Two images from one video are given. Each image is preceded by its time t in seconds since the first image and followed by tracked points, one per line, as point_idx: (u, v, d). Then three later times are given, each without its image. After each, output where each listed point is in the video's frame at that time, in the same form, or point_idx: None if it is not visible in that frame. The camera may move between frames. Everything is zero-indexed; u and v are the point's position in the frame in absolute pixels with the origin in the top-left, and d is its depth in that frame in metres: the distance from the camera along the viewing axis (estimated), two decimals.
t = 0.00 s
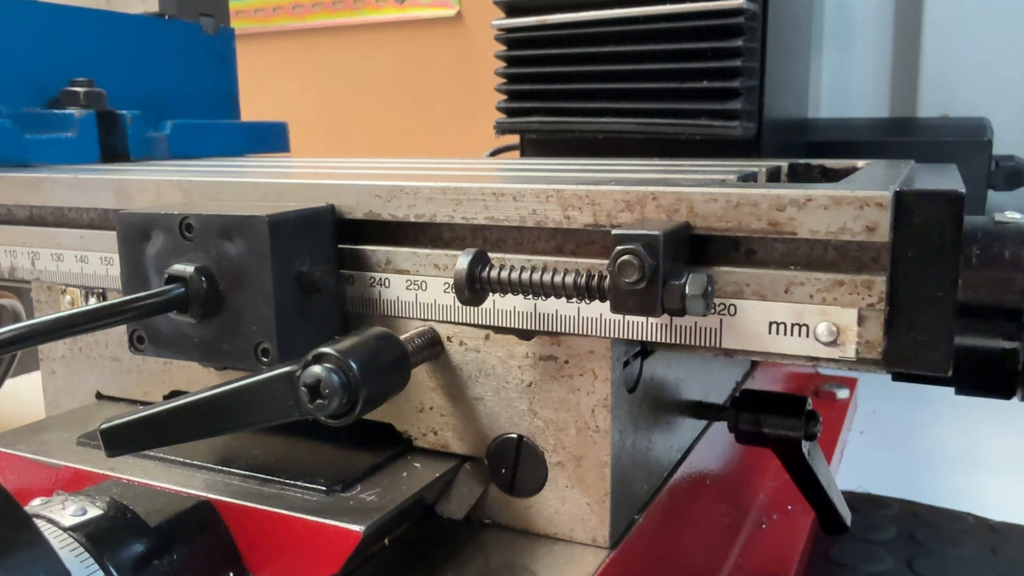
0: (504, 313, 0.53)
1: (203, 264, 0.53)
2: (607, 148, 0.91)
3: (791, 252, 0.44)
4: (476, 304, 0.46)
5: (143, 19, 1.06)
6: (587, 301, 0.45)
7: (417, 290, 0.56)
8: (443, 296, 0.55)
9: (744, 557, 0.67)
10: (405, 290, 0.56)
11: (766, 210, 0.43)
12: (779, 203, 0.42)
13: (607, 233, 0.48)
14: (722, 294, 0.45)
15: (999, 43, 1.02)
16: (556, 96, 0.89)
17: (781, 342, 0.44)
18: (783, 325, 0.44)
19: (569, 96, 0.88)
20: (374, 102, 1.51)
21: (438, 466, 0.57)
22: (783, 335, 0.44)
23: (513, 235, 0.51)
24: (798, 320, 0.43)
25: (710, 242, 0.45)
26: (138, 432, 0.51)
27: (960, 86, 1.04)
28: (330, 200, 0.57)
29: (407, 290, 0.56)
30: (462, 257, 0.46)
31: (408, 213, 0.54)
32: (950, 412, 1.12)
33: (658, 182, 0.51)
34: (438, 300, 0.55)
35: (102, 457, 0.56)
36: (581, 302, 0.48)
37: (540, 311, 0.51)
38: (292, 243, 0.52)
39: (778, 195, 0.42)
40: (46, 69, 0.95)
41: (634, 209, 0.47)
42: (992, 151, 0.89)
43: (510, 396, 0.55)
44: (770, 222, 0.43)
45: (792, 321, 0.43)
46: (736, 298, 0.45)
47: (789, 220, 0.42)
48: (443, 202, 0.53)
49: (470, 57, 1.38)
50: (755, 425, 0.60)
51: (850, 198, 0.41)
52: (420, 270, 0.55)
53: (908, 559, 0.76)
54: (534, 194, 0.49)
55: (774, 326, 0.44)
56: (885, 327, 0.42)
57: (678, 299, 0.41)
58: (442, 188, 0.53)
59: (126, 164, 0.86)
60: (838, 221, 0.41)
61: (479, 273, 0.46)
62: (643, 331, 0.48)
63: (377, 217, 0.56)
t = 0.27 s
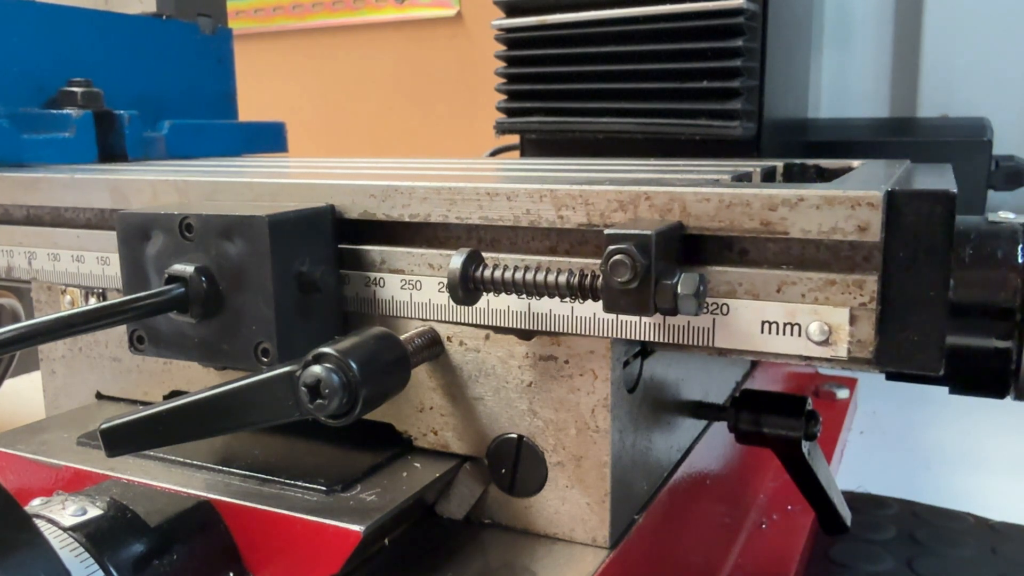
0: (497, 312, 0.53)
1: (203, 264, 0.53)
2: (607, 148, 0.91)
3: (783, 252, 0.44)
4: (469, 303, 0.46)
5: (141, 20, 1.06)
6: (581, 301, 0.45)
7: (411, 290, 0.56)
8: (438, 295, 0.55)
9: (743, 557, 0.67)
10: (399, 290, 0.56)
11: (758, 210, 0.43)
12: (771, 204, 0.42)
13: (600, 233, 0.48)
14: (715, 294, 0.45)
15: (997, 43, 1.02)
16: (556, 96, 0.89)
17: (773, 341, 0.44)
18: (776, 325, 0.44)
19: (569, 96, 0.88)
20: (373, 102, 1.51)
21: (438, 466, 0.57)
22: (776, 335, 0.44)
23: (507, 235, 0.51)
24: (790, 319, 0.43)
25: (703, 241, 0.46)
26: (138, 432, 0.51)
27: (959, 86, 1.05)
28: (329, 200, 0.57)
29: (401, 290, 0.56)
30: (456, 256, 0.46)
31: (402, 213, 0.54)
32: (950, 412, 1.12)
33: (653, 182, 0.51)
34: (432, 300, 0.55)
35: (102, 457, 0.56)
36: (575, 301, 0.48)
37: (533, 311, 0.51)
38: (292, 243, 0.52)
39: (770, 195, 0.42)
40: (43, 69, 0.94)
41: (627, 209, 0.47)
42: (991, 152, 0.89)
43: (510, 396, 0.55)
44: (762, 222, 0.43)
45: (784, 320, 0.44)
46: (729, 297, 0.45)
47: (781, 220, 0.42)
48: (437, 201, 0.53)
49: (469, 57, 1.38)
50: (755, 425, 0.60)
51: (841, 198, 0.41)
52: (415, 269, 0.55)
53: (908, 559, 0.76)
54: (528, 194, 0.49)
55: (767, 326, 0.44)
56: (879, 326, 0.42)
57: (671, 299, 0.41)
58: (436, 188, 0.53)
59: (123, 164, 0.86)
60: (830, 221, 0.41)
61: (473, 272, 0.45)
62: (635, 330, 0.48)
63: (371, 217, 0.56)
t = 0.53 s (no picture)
0: (492, 311, 0.53)
1: (203, 264, 0.53)
2: (607, 148, 0.91)
3: (776, 251, 0.44)
4: (462, 302, 0.47)
5: (138, 20, 1.06)
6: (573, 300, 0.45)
7: (406, 289, 0.56)
8: (432, 295, 0.55)
9: (744, 557, 0.67)
10: (394, 289, 0.56)
11: (751, 210, 0.43)
12: (763, 203, 0.42)
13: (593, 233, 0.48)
14: (707, 293, 0.45)
15: (998, 42, 1.02)
16: (556, 96, 0.89)
17: (765, 340, 0.44)
18: (768, 324, 0.44)
19: (569, 96, 0.88)
20: (374, 102, 1.51)
21: (438, 466, 0.57)
22: (768, 334, 0.44)
23: (502, 234, 0.51)
24: (782, 319, 0.43)
25: (696, 241, 0.46)
26: (138, 432, 0.51)
27: (960, 86, 1.05)
28: (329, 200, 0.57)
29: (396, 289, 0.56)
30: (451, 255, 0.46)
31: (397, 212, 0.55)
32: (950, 412, 1.12)
33: (649, 181, 0.51)
34: (426, 299, 0.55)
35: (102, 457, 0.56)
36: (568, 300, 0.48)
37: (527, 310, 0.52)
38: (292, 243, 0.52)
39: (762, 195, 0.42)
40: (40, 69, 0.95)
41: (621, 209, 0.47)
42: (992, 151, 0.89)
43: (510, 396, 0.55)
44: (754, 222, 0.43)
45: (776, 320, 0.44)
46: (721, 297, 0.45)
47: (773, 220, 0.42)
48: (431, 201, 0.53)
49: (470, 57, 1.38)
50: (755, 425, 0.60)
51: (833, 198, 0.41)
52: (409, 269, 0.55)
53: (908, 559, 0.76)
54: (522, 194, 0.49)
55: (759, 325, 0.44)
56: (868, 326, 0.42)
57: (662, 298, 0.41)
58: (430, 188, 0.53)
59: (120, 164, 0.86)
60: (822, 220, 0.41)
61: (466, 271, 0.46)
62: (628, 330, 0.48)
63: (366, 216, 0.56)
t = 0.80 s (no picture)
0: (486, 311, 0.53)
1: (203, 264, 0.53)
2: (607, 148, 0.90)
3: (769, 251, 0.44)
4: (456, 302, 0.47)
5: (135, 19, 1.06)
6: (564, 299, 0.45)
7: (401, 289, 0.56)
8: (426, 294, 0.55)
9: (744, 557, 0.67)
10: (389, 289, 0.56)
11: (743, 209, 0.43)
12: (755, 203, 0.42)
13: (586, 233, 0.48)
14: (700, 293, 0.45)
15: (999, 41, 1.02)
16: (556, 96, 0.89)
17: (758, 339, 0.44)
18: (760, 323, 0.44)
19: (569, 96, 0.88)
20: (375, 103, 1.51)
21: (438, 466, 0.57)
22: (761, 333, 0.44)
23: (496, 234, 0.52)
24: (775, 318, 0.43)
25: (689, 242, 0.46)
26: (139, 432, 0.52)
27: (961, 85, 1.04)
28: (330, 200, 0.57)
29: (391, 288, 0.56)
30: (444, 255, 0.46)
31: (392, 212, 0.55)
32: (951, 412, 1.11)
33: (643, 181, 0.51)
34: (421, 299, 0.55)
35: (102, 457, 0.57)
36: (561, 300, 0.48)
37: (521, 310, 0.52)
38: (292, 243, 0.53)
39: (754, 195, 0.42)
40: (37, 69, 0.95)
41: (613, 209, 0.47)
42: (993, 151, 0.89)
43: (510, 396, 0.55)
44: (746, 222, 0.43)
45: (768, 319, 0.44)
46: (713, 297, 0.45)
47: (765, 219, 0.42)
48: (425, 201, 0.53)
49: (471, 57, 1.38)
50: (756, 425, 0.60)
51: (824, 197, 0.41)
52: (404, 268, 0.55)
53: (909, 559, 0.76)
54: (515, 194, 0.49)
55: (751, 325, 0.44)
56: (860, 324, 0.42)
57: (655, 297, 0.41)
58: (425, 188, 0.53)
59: (116, 164, 0.86)
60: (814, 220, 0.41)
61: (459, 271, 0.46)
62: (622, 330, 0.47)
63: (361, 216, 0.56)
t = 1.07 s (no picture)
0: (480, 311, 0.53)
1: (203, 264, 0.53)
2: (607, 148, 0.90)
3: (762, 251, 0.44)
4: (451, 302, 0.47)
5: (133, 19, 1.06)
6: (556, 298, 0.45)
7: (395, 289, 0.56)
8: (421, 293, 0.55)
9: (744, 556, 0.67)
10: (384, 288, 0.56)
11: (735, 209, 0.43)
12: (747, 203, 0.42)
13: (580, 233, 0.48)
14: (693, 292, 0.45)
15: (1000, 41, 1.01)
16: (556, 96, 0.89)
17: (752, 338, 0.44)
18: (753, 323, 0.44)
19: (569, 96, 0.88)
20: (375, 103, 1.51)
21: (438, 466, 0.57)
22: (755, 333, 0.44)
23: (490, 234, 0.52)
24: (767, 317, 0.43)
25: (682, 241, 0.46)
26: (139, 432, 0.52)
27: (961, 84, 1.04)
28: (330, 200, 0.57)
29: (385, 288, 0.56)
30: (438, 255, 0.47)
31: (387, 212, 0.55)
32: (950, 411, 1.12)
33: (639, 180, 0.51)
34: (416, 298, 0.56)
35: (102, 457, 0.57)
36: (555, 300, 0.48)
37: (515, 309, 0.52)
38: (292, 243, 0.53)
39: (746, 195, 0.42)
40: (35, 69, 0.95)
41: (607, 208, 0.47)
42: (992, 151, 0.89)
43: (510, 396, 0.55)
44: (738, 221, 0.43)
45: (761, 318, 0.44)
46: (706, 296, 0.45)
47: (757, 219, 0.42)
48: (421, 201, 0.53)
49: (471, 57, 1.38)
50: (755, 425, 0.60)
51: (816, 198, 0.41)
52: (398, 268, 0.56)
53: (908, 559, 0.76)
54: (509, 194, 0.50)
55: (743, 324, 0.44)
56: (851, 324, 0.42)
57: (647, 297, 0.41)
58: (420, 188, 0.53)
59: (113, 164, 0.86)
60: (805, 220, 0.41)
61: (453, 271, 0.46)
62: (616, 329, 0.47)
63: (356, 216, 0.56)
